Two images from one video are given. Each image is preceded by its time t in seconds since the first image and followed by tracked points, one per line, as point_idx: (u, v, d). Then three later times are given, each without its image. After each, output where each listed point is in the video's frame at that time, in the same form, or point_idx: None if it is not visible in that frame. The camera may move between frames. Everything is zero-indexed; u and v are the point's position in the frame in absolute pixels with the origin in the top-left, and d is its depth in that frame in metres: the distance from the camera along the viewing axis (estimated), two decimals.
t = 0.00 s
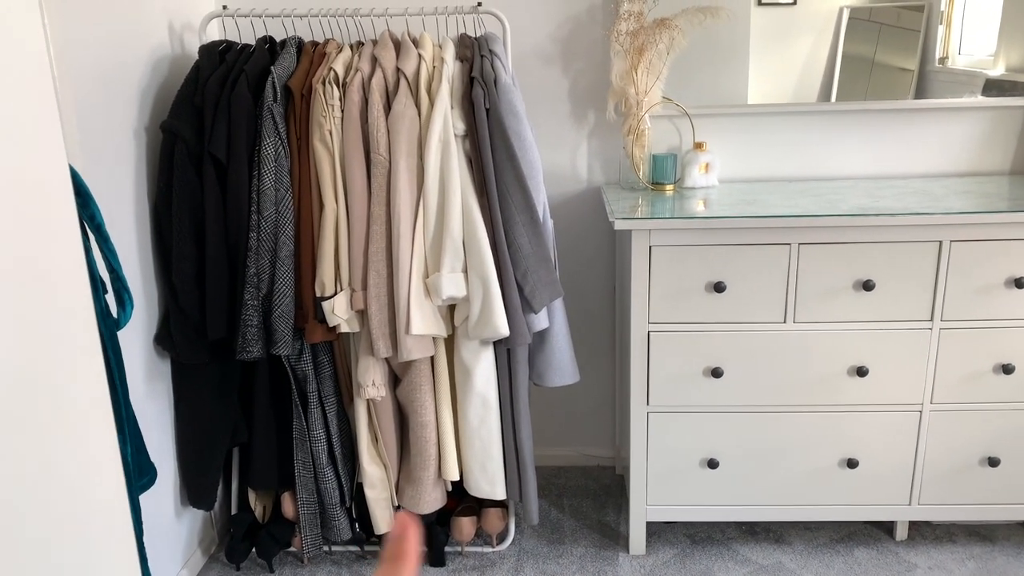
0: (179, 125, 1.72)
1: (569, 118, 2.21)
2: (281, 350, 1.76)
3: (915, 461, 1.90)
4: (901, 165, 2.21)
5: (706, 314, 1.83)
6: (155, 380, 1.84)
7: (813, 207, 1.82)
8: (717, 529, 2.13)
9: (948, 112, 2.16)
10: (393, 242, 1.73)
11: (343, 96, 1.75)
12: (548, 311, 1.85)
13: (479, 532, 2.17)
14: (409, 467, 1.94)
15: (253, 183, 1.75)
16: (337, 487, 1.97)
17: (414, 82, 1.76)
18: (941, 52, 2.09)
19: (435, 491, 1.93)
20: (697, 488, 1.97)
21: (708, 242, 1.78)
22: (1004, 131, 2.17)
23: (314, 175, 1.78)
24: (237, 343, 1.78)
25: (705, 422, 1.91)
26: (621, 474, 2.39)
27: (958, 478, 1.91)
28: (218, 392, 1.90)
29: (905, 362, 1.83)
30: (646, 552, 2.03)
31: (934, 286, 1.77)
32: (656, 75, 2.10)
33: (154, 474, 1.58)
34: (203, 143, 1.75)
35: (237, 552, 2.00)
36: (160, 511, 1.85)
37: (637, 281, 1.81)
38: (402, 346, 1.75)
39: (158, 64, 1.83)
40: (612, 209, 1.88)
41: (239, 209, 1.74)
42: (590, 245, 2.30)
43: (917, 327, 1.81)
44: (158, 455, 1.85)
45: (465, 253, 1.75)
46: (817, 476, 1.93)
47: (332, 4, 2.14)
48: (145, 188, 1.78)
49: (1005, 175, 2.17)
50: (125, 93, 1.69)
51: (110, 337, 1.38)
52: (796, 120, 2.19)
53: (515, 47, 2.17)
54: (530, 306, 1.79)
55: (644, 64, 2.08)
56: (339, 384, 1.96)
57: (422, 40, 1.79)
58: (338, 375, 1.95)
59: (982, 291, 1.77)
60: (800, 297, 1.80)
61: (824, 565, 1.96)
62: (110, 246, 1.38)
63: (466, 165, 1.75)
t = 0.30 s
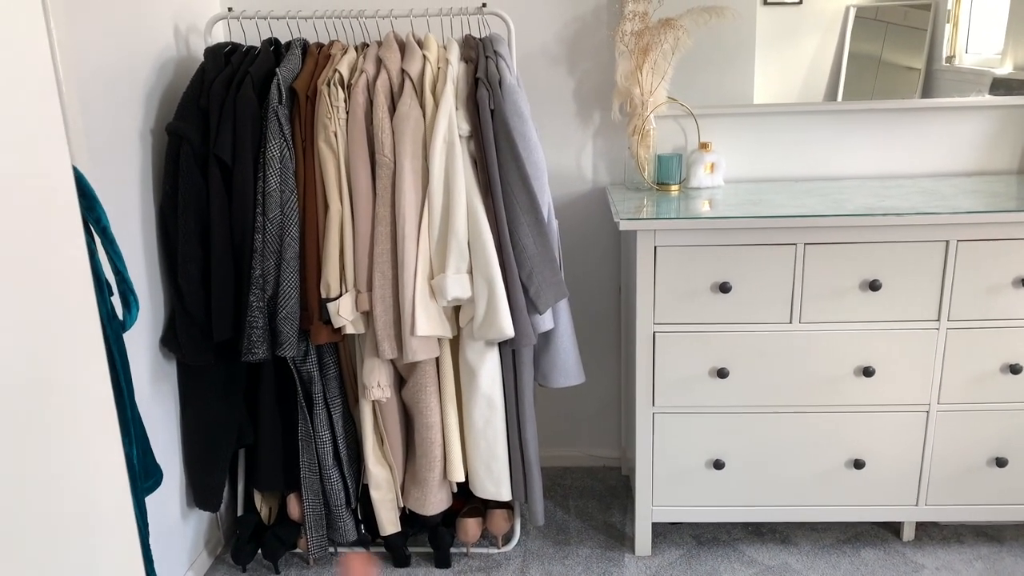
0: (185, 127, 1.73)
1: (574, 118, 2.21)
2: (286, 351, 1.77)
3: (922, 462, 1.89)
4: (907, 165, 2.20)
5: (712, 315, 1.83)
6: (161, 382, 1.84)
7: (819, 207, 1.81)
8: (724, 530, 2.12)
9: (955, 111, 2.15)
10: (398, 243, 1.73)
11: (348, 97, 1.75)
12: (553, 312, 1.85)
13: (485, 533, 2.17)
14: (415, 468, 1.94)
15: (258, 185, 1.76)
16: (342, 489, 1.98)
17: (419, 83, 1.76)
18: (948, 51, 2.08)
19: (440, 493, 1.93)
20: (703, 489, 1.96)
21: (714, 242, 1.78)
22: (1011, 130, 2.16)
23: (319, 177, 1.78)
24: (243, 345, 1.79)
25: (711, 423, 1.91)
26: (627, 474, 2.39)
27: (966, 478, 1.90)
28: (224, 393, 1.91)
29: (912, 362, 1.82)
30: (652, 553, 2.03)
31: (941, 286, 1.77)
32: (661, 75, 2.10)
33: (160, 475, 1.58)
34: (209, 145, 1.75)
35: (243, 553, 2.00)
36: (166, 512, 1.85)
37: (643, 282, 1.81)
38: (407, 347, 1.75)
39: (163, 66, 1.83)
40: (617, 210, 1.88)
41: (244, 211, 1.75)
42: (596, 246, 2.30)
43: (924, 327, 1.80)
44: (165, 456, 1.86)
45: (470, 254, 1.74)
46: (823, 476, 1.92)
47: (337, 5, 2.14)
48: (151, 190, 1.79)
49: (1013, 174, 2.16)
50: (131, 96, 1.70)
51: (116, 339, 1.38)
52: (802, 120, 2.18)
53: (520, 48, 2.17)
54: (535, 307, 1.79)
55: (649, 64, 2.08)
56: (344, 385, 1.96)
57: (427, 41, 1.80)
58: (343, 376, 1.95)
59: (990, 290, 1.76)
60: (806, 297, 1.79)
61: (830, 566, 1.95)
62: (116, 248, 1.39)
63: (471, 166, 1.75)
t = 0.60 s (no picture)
0: (185, 129, 1.73)
1: (574, 120, 2.21)
2: (286, 353, 1.77)
3: (923, 464, 1.89)
4: (907, 167, 2.20)
5: (712, 317, 1.82)
6: (161, 383, 1.84)
7: (820, 209, 1.81)
8: (724, 532, 2.12)
9: (956, 113, 2.15)
10: (399, 244, 1.73)
11: (349, 98, 1.75)
12: (553, 313, 1.85)
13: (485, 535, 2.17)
14: (415, 470, 1.94)
15: (259, 187, 1.76)
16: (342, 490, 1.97)
17: (419, 85, 1.76)
18: (949, 52, 2.08)
19: (440, 494, 1.93)
20: (704, 491, 1.96)
21: (714, 244, 1.78)
22: (1012, 132, 2.16)
23: (319, 178, 1.78)
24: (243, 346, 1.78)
25: (712, 425, 1.91)
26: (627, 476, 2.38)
27: (967, 481, 1.90)
28: (224, 395, 1.90)
29: (912, 364, 1.82)
30: (652, 556, 2.03)
31: (942, 288, 1.76)
32: (662, 76, 2.10)
33: (160, 477, 1.58)
34: (209, 146, 1.75)
35: (242, 555, 2.00)
36: (165, 514, 1.85)
37: (643, 284, 1.81)
38: (407, 349, 1.75)
39: (164, 68, 1.83)
40: (618, 212, 1.88)
41: (244, 213, 1.74)
42: (596, 247, 2.30)
43: (925, 328, 1.80)
44: (164, 458, 1.85)
45: (471, 256, 1.74)
46: (824, 479, 1.92)
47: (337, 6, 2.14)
48: (151, 192, 1.79)
49: (1013, 177, 2.16)
50: (131, 97, 1.70)
51: (116, 340, 1.38)
52: (802, 121, 2.18)
53: (520, 49, 2.17)
54: (535, 308, 1.78)
55: (649, 65, 2.08)
56: (344, 387, 1.96)
57: (427, 42, 1.80)
58: (343, 378, 1.95)
59: (990, 292, 1.76)
60: (807, 299, 1.79)
61: (831, 569, 1.95)
62: (116, 249, 1.39)
63: (471, 168, 1.75)
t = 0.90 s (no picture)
0: (185, 132, 1.73)
1: (573, 123, 2.21)
2: (285, 356, 1.77)
3: (923, 467, 1.89)
4: (907, 170, 2.20)
5: (712, 320, 1.82)
6: (160, 387, 1.84)
7: (819, 212, 1.81)
8: (724, 535, 2.12)
9: (955, 116, 2.15)
10: (398, 248, 1.73)
11: (348, 102, 1.75)
12: (552, 317, 1.85)
13: (484, 538, 2.17)
14: (414, 474, 1.94)
15: (258, 191, 1.76)
16: (342, 494, 1.97)
17: (418, 88, 1.76)
18: (948, 55, 2.09)
19: (440, 498, 1.92)
20: (704, 494, 1.96)
21: (714, 247, 1.78)
22: (1011, 135, 2.16)
23: (319, 182, 1.78)
24: (242, 350, 1.78)
25: (711, 428, 1.90)
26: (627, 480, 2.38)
27: (967, 483, 1.89)
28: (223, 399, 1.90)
29: (912, 367, 1.82)
30: (652, 559, 2.03)
31: (941, 291, 1.77)
32: (661, 80, 2.10)
33: (159, 481, 1.58)
34: (208, 150, 1.75)
35: (242, 559, 2.00)
36: (165, 518, 1.85)
37: (643, 287, 1.81)
38: (407, 353, 1.75)
39: (163, 72, 1.84)
40: (617, 215, 1.88)
41: (244, 216, 1.75)
42: (595, 250, 2.30)
43: (925, 331, 1.80)
44: (164, 461, 1.85)
45: (470, 259, 1.74)
46: (824, 482, 1.92)
47: (336, 10, 2.15)
48: (150, 196, 1.79)
49: (1013, 179, 2.16)
50: (131, 102, 1.70)
51: (115, 344, 1.38)
52: (801, 124, 2.18)
53: (519, 53, 2.18)
54: (535, 312, 1.78)
55: (648, 69, 2.08)
56: (344, 391, 1.96)
57: (426, 46, 1.80)
58: (343, 381, 1.95)
59: (989, 295, 1.76)
60: (806, 302, 1.79)
61: (831, 572, 1.95)
62: (115, 254, 1.39)
63: (470, 171, 1.75)
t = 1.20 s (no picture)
0: (172, 118, 1.71)
1: (565, 116, 2.21)
2: (272, 346, 1.75)
3: (908, 463, 1.90)
4: (896, 168, 2.21)
5: (701, 314, 1.83)
6: (145, 375, 1.82)
7: (809, 208, 1.81)
8: (710, 529, 2.12)
9: (945, 115, 2.16)
10: (387, 238, 1.72)
11: (338, 90, 1.73)
12: (542, 309, 1.84)
13: (471, 531, 2.16)
14: (401, 465, 1.93)
15: (246, 178, 1.74)
16: (328, 485, 1.96)
17: (409, 77, 1.75)
18: (937, 56, 2.09)
19: (427, 489, 1.92)
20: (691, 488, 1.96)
21: (704, 241, 1.78)
22: (1000, 135, 2.17)
23: (308, 170, 1.76)
24: (229, 339, 1.77)
25: (699, 423, 1.91)
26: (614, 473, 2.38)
27: (952, 480, 1.91)
28: (210, 388, 1.89)
29: (899, 364, 1.83)
30: (638, 552, 2.03)
31: (929, 288, 1.77)
32: (652, 74, 2.10)
33: (143, 470, 1.57)
34: (196, 137, 1.73)
35: (228, 549, 1.98)
36: (149, 507, 1.84)
37: (632, 280, 1.81)
38: (395, 343, 1.74)
39: (151, 57, 1.82)
40: (607, 208, 1.88)
41: (231, 204, 1.73)
42: (586, 243, 2.30)
43: (912, 328, 1.80)
44: (148, 450, 1.84)
45: (460, 250, 1.74)
46: (810, 477, 1.93)
47: None
48: (137, 182, 1.77)
49: (1001, 179, 2.17)
50: (118, 87, 1.68)
51: (100, 331, 1.37)
52: (792, 121, 2.19)
53: (512, 45, 2.17)
54: (524, 304, 1.78)
55: (640, 63, 2.08)
56: (331, 381, 1.95)
57: (417, 35, 1.79)
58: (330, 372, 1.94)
59: (977, 294, 1.77)
60: (795, 297, 1.80)
61: (816, 566, 1.95)
62: (101, 239, 1.37)
63: (461, 162, 1.74)
